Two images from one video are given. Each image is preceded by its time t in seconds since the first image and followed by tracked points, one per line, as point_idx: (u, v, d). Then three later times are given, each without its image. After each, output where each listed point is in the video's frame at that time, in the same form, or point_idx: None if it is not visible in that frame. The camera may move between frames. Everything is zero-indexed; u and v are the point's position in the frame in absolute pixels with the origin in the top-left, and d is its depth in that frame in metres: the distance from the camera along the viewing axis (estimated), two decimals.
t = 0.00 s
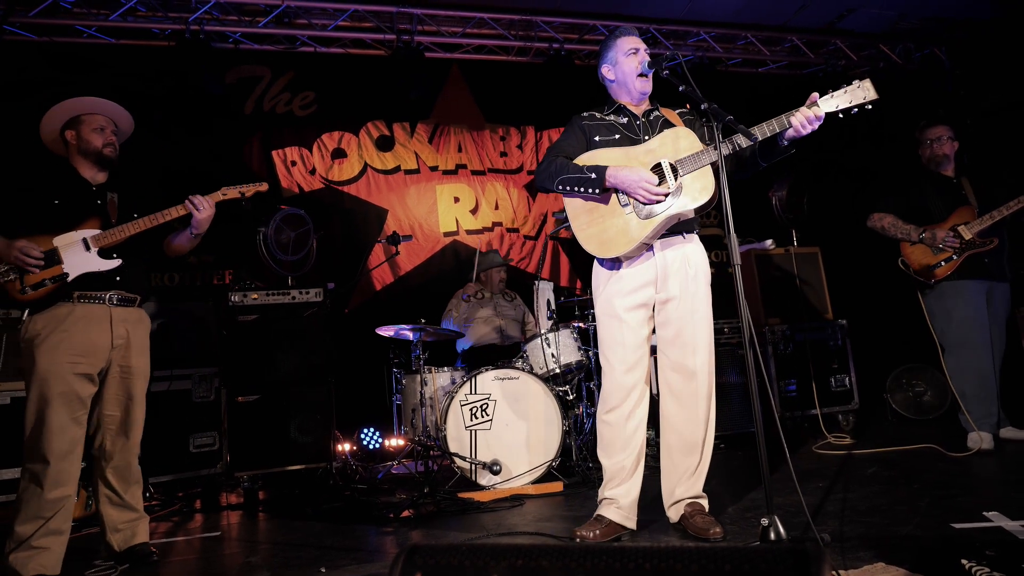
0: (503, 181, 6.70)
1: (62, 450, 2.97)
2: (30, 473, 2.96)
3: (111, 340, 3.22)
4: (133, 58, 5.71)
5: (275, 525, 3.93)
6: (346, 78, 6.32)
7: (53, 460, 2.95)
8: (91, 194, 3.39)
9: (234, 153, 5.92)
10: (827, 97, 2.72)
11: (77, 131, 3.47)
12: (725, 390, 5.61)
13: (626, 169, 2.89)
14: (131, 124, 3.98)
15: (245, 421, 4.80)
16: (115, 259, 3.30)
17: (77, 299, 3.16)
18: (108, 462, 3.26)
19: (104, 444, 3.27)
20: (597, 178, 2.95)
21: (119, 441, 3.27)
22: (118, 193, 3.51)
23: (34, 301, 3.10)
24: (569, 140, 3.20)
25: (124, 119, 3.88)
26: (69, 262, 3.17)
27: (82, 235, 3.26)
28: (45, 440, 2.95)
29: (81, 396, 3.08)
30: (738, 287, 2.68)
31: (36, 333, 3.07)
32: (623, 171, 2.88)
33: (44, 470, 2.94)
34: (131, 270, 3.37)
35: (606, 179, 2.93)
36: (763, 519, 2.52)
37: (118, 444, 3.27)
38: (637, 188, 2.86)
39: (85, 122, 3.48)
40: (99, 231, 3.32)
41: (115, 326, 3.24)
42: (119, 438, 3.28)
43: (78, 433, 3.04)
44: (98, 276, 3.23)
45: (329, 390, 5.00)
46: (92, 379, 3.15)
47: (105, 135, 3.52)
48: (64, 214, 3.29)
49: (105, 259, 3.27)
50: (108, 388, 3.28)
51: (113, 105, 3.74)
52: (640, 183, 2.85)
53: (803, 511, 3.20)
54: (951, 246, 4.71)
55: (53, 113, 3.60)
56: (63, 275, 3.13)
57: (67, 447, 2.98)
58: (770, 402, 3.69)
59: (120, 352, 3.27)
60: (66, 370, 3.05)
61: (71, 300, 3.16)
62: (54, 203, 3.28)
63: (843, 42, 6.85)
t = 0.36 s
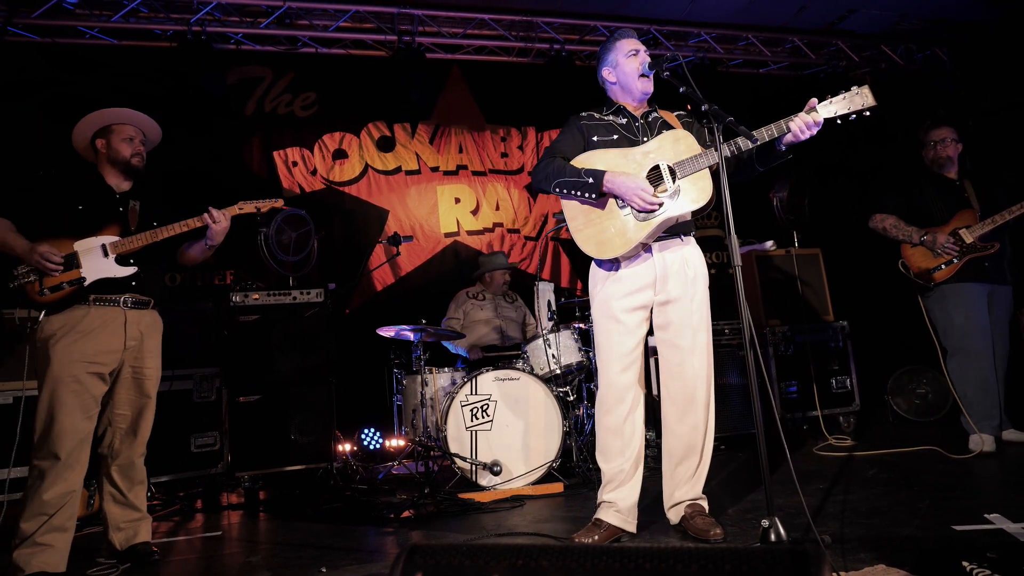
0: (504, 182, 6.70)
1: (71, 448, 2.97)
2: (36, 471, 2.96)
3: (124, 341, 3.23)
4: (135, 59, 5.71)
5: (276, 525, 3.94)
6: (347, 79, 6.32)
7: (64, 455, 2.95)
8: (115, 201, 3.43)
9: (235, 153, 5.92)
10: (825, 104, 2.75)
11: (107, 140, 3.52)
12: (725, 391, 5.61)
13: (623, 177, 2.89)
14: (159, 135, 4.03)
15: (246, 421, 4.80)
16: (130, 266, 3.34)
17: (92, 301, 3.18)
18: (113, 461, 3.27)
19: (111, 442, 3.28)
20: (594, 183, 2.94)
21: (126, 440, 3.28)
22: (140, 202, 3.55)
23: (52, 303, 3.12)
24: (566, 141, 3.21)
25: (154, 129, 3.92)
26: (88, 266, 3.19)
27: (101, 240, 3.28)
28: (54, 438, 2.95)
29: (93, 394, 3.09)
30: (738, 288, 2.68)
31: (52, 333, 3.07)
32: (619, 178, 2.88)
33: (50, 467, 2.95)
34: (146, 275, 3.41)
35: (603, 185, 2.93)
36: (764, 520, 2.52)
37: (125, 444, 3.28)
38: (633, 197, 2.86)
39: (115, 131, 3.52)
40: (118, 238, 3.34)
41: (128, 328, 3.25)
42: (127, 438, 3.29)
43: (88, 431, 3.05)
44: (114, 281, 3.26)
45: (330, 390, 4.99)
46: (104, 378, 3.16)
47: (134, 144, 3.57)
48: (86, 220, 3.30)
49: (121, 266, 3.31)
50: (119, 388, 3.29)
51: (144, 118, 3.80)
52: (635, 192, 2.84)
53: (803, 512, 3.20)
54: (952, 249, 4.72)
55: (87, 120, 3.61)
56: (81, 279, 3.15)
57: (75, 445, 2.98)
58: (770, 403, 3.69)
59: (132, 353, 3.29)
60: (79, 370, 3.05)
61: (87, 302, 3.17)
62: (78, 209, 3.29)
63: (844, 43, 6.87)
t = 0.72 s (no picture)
0: (505, 183, 6.71)
1: (66, 448, 2.98)
2: (31, 471, 2.96)
3: (117, 341, 3.23)
4: (136, 59, 5.72)
5: (277, 525, 3.94)
6: (348, 79, 6.33)
7: (56, 456, 2.96)
8: (115, 201, 3.45)
9: (236, 153, 5.93)
10: (824, 102, 2.75)
11: (111, 141, 3.54)
12: (725, 392, 5.62)
13: (622, 181, 2.90)
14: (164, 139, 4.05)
15: (247, 421, 4.81)
16: (126, 264, 3.33)
17: (85, 300, 3.17)
18: (112, 462, 3.27)
19: (109, 443, 3.29)
20: (594, 184, 2.96)
21: (123, 440, 3.29)
22: (142, 203, 3.58)
23: (45, 299, 3.12)
24: (566, 141, 3.22)
25: (158, 129, 3.94)
26: (82, 263, 3.19)
27: (99, 238, 3.29)
28: (46, 439, 2.95)
29: (85, 394, 3.09)
30: (738, 289, 2.68)
31: (44, 331, 3.08)
32: (617, 182, 2.89)
33: (45, 467, 2.95)
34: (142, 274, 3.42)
35: (604, 187, 2.94)
36: (764, 521, 2.52)
37: (122, 445, 3.28)
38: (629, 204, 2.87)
39: (119, 133, 3.54)
40: (115, 235, 3.35)
41: (120, 327, 3.25)
42: (124, 439, 3.29)
43: (83, 431, 3.05)
44: (109, 279, 3.25)
45: (330, 390, 4.99)
46: (97, 377, 3.16)
47: (138, 145, 3.58)
48: (88, 217, 3.32)
49: (116, 263, 3.29)
50: (114, 387, 3.28)
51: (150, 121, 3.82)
52: (630, 198, 2.85)
53: (803, 513, 3.21)
54: (950, 249, 4.72)
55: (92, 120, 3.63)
56: (76, 275, 3.15)
57: (69, 444, 2.99)
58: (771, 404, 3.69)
59: (126, 353, 3.29)
60: (70, 368, 3.05)
61: (80, 300, 3.17)
62: (77, 206, 3.31)
63: (844, 44, 6.87)
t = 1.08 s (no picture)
0: (506, 184, 6.70)
1: (61, 450, 2.98)
2: (27, 473, 2.96)
3: (109, 341, 3.22)
4: (136, 59, 5.72)
5: (277, 525, 3.95)
6: (349, 79, 6.33)
7: (48, 461, 2.95)
8: (101, 198, 3.44)
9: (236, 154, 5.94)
10: (827, 112, 2.75)
11: (96, 136, 3.55)
12: (726, 393, 5.61)
13: (625, 191, 2.86)
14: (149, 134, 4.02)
15: (247, 421, 4.82)
16: (115, 262, 3.34)
17: (75, 299, 3.18)
18: (110, 467, 3.26)
19: (105, 447, 3.26)
20: (597, 192, 2.93)
21: (120, 443, 3.27)
22: (128, 198, 3.55)
23: (33, 299, 3.12)
24: (567, 145, 3.21)
25: (145, 125, 3.95)
26: (70, 262, 3.20)
27: (87, 237, 3.29)
28: (41, 441, 2.95)
29: (77, 395, 3.09)
30: (739, 291, 2.68)
31: (34, 332, 3.09)
32: (619, 192, 2.86)
33: (41, 469, 2.95)
34: (132, 272, 3.41)
35: (606, 195, 2.92)
36: (764, 522, 2.52)
37: (119, 447, 3.27)
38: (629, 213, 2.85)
39: (104, 127, 3.56)
40: (103, 234, 3.34)
41: (112, 328, 3.24)
42: (119, 442, 3.28)
43: (77, 432, 3.05)
44: (97, 277, 3.25)
45: (331, 391, 4.99)
46: (89, 379, 3.15)
47: (123, 141, 3.61)
48: (73, 215, 3.32)
49: (105, 262, 3.30)
50: (107, 389, 3.28)
51: (135, 115, 3.78)
52: (631, 208, 2.83)
53: (804, 514, 3.21)
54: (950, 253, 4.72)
55: (77, 114, 3.58)
56: (63, 274, 3.16)
57: (64, 447, 2.99)
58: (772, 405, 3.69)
59: (119, 353, 3.29)
60: (61, 369, 3.05)
61: (70, 300, 3.18)
62: (64, 204, 3.31)
63: (845, 45, 6.88)
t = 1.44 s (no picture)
0: (506, 185, 6.71)
1: (68, 452, 2.98)
2: (32, 475, 2.95)
3: (119, 343, 3.25)
4: (136, 60, 5.72)
5: (276, 528, 3.95)
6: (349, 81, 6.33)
7: (57, 461, 2.95)
8: (107, 200, 3.45)
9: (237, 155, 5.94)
10: (827, 104, 2.76)
11: (98, 138, 3.55)
12: (726, 394, 5.61)
13: (628, 185, 2.89)
14: (151, 136, 4.06)
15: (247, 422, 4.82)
16: (126, 265, 3.35)
17: (86, 301, 3.19)
18: (113, 466, 3.27)
19: (110, 447, 3.29)
20: (598, 189, 2.95)
21: (125, 443, 3.30)
22: (133, 200, 3.59)
23: (46, 303, 3.13)
24: (568, 144, 3.21)
25: (146, 127, 3.96)
26: (81, 265, 3.20)
27: (95, 240, 3.28)
28: (49, 442, 2.95)
29: (87, 398, 3.10)
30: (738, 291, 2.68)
31: (45, 335, 3.08)
32: (624, 185, 2.88)
33: (47, 470, 2.94)
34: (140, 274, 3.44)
35: (608, 191, 2.94)
36: (764, 522, 2.52)
37: (124, 447, 3.29)
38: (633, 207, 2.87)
39: (106, 129, 3.56)
40: (111, 236, 3.34)
41: (122, 330, 3.27)
42: (124, 442, 3.30)
43: (85, 433, 3.06)
44: (108, 280, 3.27)
45: (331, 392, 4.99)
46: (99, 381, 3.16)
47: (125, 142, 3.61)
48: (79, 219, 3.30)
49: (116, 265, 3.31)
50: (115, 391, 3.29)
51: (138, 116, 3.82)
52: (636, 202, 2.86)
53: (804, 515, 3.20)
54: (949, 253, 4.71)
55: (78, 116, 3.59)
56: (75, 278, 3.16)
57: (71, 449, 2.99)
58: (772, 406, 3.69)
59: (127, 354, 3.30)
60: (72, 372, 3.05)
61: (81, 303, 3.19)
62: (70, 207, 3.29)
63: (845, 46, 6.89)
